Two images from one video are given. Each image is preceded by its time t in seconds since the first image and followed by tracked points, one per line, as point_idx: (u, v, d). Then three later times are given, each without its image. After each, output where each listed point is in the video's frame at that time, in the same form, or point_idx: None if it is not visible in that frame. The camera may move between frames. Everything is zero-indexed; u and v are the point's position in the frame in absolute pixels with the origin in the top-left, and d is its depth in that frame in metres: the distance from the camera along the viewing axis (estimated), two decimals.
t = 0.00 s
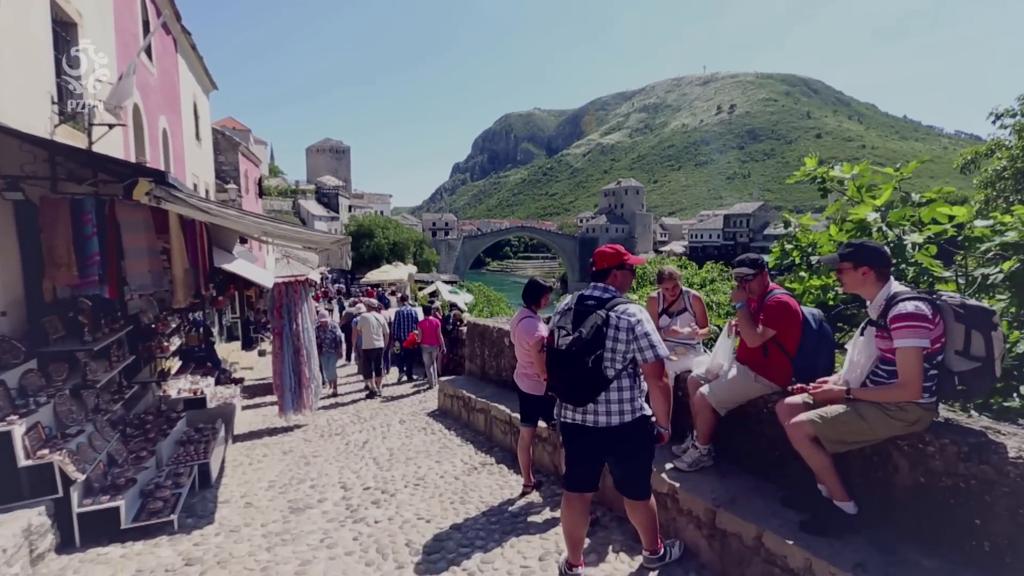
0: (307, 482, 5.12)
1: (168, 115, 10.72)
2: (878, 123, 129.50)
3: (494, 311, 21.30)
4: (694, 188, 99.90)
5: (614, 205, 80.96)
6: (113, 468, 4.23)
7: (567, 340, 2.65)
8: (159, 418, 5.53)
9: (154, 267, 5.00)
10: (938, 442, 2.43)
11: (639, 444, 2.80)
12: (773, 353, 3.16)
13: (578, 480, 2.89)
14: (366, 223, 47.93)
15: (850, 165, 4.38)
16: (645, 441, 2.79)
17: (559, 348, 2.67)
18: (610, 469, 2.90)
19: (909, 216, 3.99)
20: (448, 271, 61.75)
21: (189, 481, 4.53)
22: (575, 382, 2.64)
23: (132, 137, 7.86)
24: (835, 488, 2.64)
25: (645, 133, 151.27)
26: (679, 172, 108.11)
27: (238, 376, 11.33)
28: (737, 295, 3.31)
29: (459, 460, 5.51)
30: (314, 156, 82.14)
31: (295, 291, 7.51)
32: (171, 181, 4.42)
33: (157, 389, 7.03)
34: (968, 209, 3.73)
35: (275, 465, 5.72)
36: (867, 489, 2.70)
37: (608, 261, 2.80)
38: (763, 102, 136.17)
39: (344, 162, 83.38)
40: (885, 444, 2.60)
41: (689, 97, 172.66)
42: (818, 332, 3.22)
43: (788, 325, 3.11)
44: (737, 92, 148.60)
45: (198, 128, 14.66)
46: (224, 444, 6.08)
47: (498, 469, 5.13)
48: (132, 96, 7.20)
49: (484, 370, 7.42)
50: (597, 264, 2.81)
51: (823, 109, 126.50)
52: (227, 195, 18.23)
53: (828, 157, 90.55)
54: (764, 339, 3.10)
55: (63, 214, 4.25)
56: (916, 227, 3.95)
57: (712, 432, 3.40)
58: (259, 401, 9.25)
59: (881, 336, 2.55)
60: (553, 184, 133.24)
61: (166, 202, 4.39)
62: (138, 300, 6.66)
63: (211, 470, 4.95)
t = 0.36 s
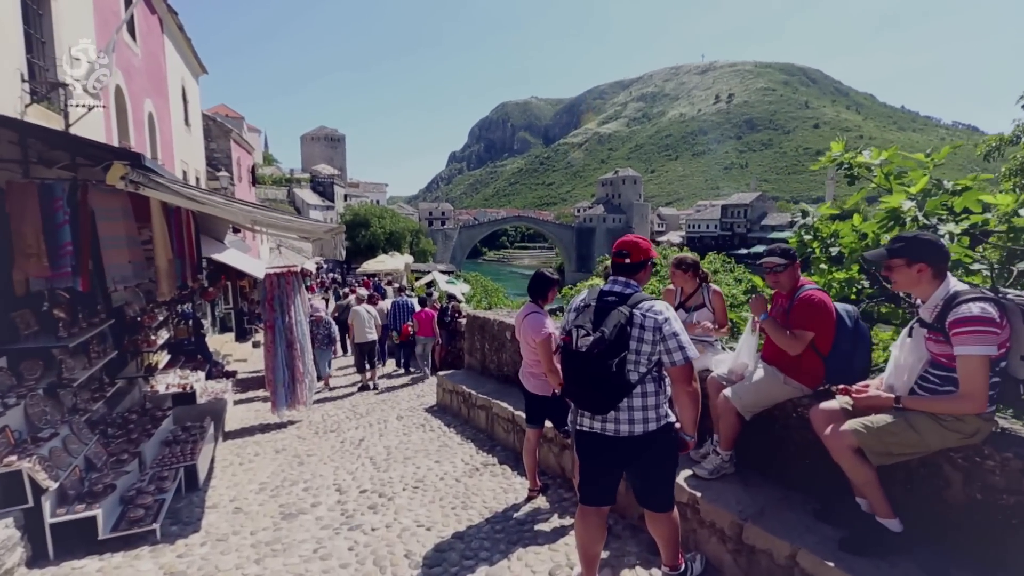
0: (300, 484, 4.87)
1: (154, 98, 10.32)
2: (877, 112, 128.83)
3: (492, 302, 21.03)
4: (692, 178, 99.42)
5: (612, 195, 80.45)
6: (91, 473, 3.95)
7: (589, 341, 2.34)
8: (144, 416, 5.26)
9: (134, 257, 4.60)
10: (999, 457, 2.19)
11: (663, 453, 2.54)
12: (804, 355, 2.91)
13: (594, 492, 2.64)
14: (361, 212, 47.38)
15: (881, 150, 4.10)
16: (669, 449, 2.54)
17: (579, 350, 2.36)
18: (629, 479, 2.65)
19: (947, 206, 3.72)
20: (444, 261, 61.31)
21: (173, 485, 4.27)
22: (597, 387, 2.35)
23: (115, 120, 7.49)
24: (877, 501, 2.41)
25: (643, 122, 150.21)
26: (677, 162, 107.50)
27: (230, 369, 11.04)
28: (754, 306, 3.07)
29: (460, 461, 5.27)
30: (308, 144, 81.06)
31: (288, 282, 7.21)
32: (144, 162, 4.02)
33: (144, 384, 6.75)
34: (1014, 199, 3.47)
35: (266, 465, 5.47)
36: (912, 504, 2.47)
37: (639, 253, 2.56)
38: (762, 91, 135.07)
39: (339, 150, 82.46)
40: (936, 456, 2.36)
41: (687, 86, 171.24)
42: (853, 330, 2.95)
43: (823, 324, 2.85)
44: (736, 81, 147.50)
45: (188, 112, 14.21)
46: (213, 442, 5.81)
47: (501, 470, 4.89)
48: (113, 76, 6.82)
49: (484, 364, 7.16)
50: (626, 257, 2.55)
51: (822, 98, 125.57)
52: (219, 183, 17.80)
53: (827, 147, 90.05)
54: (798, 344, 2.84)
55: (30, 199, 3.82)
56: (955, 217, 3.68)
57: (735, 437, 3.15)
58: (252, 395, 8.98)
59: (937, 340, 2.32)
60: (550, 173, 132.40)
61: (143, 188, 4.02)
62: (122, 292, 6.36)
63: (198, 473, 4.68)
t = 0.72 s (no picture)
0: (289, 494, 4.59)
1: (141, 87, 9.98)
2: (871, 115, 129.35)
3: (488, 300, 20.78)
4: (688, 178, 99.49)
5: (608, 195, 80.27)
6: (62, 484, 3.66)
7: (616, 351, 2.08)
8: (124, 420, 4.96)
9: (113, 251, 4.18)
10: None
11: (691, 473, 2.30)
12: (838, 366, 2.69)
13: (613, 516, 2.38)
14: (356, 208, 46.90)
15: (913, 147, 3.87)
16: (699, 471, 2.28)
17: (606, 362, 2.10)
18: (651, 502, 2.39)
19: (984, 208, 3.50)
20: (439, 258, 60.92)
21: (153, 497, 3.97)
22: (625, 402, 2.13)
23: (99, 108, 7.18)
24: (929, 530, 2.16)
25: (639, 121, 150.23)
26: (673, 162, 107.54)
27: (220, 368, 10.72)
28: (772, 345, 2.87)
29: (459, 469, 5.01)
30: (303, 140, 80.32)
31: (278, 280, 6.89)
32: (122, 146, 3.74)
33: (127, 385, 6.45)
34: None
35: (255, 472, 5.20)
36: (964, 533, 2.24)
37: (662, 251, 2.29)
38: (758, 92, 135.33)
39: (333, 146, 81.77)
40: (994, 482, 2.13)
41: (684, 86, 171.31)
42: (895, 339, 2.71)
43: (862, 334, 2.61)
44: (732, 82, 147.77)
45: (178, 103, 13.83)
46: (199, 447, 5.51)
47: (503, 481, 4.64)
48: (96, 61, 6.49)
49: (483, 366, 6.90)
50: (646, 255, 2.28)
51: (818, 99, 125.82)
52: (210, 177, 17.40)
53: (822, 149, 90.32)
54: (842, 360, 2.60)
55: None
56: (993, 219, 3.47)
57: (762, 452, 2.91)
58: (242, 396, 8.68)
59: (1001, 354, 2.08)
60: (546, 172, 132.10)
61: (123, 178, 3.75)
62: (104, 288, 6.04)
63: (180, 482, 4.39)
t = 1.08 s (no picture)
0: (284, 513, 4.32)
1: (140, 85, 9.79)
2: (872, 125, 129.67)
3: (490, 306, 20.56)
4: (689, 185, 99.55)
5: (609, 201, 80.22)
6: (38, 504, 3.39)
7: (658, 373, 1.81)
8: (111, 431, 4.69)
9: (98, 253, 3.90)
10: None
11: (736, 510, 2.03)
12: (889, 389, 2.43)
13: (645, 556, 2.12)
14: (357, 212, 46.72)
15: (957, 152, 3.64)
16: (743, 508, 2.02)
17: (644, 385, 1.83)
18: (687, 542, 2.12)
19: None
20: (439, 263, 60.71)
21: (137, 517, 3.68)
22: (665, 430, 1.86)
23: (94, 105, 6.97)
24: None
25: (640, 128, 150.56)
26: (674, 169, 107.62)
27: (216, 373, 10.44)
28: (800, 396, 2.72)
29: (464, 487, 4.74)
30: (304, 143, 80.31)
31: (276, 284, 6.63)
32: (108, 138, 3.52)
33: (117, 392, 6.19)
34: None
35: (248, 487, 4.93)
36: None
37: (698, 260, 2.01)
38: (759, 100, 135.72)
39: (335, 149, 81.76)
40: None
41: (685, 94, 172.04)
42: (954, 360, 2.45)
43: (917, 356, 2.35)
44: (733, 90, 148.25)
45: (178, 103, 13.65)
46: (190, 460, 5.24)
47: (511, 501, 4.37)
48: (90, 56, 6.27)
49: (488, 375, 6.64)
50: (680, 265, 2.02)
51: (819, 108, 126.06)
52: (210, 178, 17.19)
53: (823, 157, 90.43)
54: (890, 385, 2.35)
55: None
56: None
57: (804, 481, 2.65)
58: (237, 403, 8.40)
59: None
60: (547, 178, 132.32)
61: (111, 175, 3.48)
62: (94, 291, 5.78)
63: (167, 500, 4.11)
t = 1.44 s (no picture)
0: (281, 530, 4.05)
1: (142, 81, 9.59)
2: (878, 131, 129.11)
3: (494, 309, 20.28)
4: (694, 189, 99.24)
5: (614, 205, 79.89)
6: (14, 521, 3.13)
7: (717, 391, 1.53)
8: (100, 438, 4.43)
9: (85, 250, 3.62)
10: None
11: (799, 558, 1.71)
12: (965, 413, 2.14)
13: None
14: (361, 214, 46.62)
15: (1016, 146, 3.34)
16: (808, 553, 1.70)
17: (700, 405, 1.55)
18: None
19: None
20: (443, 265, 60.53)
21: (121, 535, 3.41)
22: (723, 457, 1.58)
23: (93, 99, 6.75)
24: None
25: (645, 133, 150.37)
26: (679, 174, 107.35)
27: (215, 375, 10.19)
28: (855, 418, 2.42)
29: (473, 502, 4.47)
30: (310, 145, 80.49)
31: (277, 285, 6.38)
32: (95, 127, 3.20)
33: (111, 395, 5.94)
34: None
35: (244, 499, 4.66)
36: None
37: (760, 263, 1.76)
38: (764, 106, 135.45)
39: (340, 151, 81.83)
40: None
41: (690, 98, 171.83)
42: None
43: (997, 374, 2.06)
44: (738, 96, 148.16)
45: (182, 101, 13.50)
46: (184, 469, 4.98)
47: (524, 519, 4.09)
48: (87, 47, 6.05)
49: (497, 382, 6.37)
50: (737, 267, 1.77)
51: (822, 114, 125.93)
52: (213, 178, 17.02)
53: (829, 163, 89.94)
54: (965, 407, 2.06)
55: None
56: None
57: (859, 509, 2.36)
58: (237, 407, 8.14)
59: None
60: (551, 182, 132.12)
61: (103, 167, 3.24)
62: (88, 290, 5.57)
63: (156, 515, 3.84)
